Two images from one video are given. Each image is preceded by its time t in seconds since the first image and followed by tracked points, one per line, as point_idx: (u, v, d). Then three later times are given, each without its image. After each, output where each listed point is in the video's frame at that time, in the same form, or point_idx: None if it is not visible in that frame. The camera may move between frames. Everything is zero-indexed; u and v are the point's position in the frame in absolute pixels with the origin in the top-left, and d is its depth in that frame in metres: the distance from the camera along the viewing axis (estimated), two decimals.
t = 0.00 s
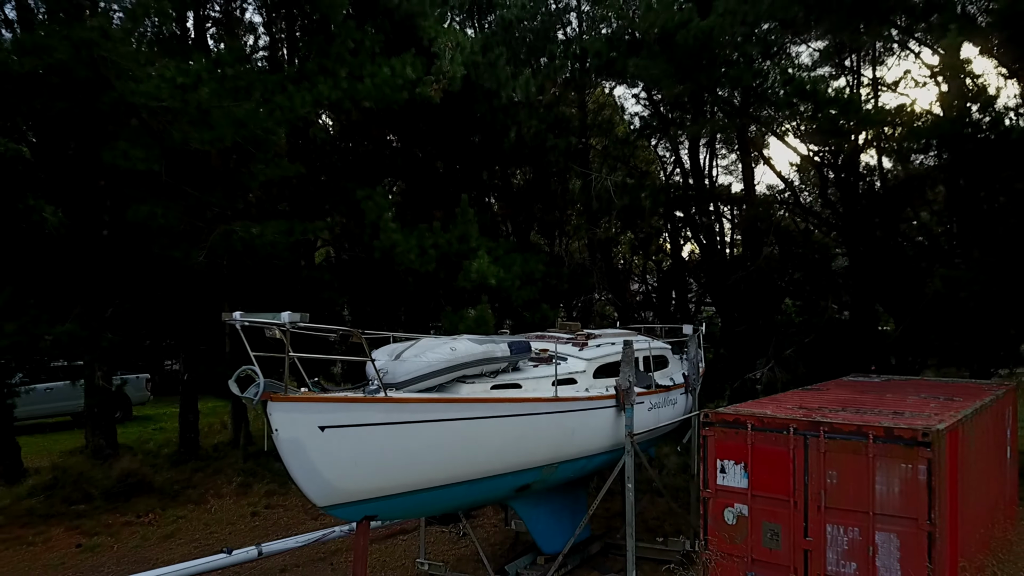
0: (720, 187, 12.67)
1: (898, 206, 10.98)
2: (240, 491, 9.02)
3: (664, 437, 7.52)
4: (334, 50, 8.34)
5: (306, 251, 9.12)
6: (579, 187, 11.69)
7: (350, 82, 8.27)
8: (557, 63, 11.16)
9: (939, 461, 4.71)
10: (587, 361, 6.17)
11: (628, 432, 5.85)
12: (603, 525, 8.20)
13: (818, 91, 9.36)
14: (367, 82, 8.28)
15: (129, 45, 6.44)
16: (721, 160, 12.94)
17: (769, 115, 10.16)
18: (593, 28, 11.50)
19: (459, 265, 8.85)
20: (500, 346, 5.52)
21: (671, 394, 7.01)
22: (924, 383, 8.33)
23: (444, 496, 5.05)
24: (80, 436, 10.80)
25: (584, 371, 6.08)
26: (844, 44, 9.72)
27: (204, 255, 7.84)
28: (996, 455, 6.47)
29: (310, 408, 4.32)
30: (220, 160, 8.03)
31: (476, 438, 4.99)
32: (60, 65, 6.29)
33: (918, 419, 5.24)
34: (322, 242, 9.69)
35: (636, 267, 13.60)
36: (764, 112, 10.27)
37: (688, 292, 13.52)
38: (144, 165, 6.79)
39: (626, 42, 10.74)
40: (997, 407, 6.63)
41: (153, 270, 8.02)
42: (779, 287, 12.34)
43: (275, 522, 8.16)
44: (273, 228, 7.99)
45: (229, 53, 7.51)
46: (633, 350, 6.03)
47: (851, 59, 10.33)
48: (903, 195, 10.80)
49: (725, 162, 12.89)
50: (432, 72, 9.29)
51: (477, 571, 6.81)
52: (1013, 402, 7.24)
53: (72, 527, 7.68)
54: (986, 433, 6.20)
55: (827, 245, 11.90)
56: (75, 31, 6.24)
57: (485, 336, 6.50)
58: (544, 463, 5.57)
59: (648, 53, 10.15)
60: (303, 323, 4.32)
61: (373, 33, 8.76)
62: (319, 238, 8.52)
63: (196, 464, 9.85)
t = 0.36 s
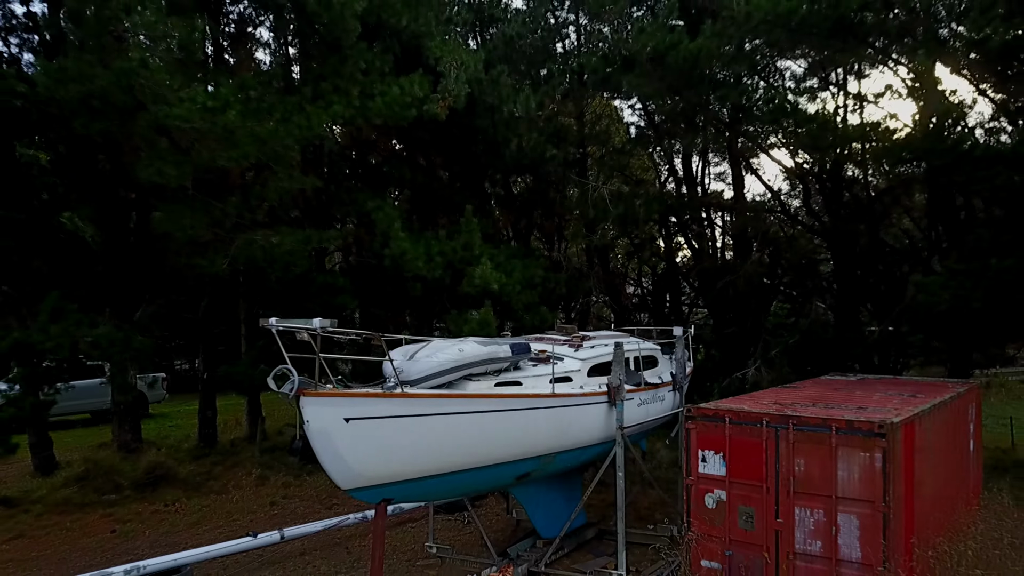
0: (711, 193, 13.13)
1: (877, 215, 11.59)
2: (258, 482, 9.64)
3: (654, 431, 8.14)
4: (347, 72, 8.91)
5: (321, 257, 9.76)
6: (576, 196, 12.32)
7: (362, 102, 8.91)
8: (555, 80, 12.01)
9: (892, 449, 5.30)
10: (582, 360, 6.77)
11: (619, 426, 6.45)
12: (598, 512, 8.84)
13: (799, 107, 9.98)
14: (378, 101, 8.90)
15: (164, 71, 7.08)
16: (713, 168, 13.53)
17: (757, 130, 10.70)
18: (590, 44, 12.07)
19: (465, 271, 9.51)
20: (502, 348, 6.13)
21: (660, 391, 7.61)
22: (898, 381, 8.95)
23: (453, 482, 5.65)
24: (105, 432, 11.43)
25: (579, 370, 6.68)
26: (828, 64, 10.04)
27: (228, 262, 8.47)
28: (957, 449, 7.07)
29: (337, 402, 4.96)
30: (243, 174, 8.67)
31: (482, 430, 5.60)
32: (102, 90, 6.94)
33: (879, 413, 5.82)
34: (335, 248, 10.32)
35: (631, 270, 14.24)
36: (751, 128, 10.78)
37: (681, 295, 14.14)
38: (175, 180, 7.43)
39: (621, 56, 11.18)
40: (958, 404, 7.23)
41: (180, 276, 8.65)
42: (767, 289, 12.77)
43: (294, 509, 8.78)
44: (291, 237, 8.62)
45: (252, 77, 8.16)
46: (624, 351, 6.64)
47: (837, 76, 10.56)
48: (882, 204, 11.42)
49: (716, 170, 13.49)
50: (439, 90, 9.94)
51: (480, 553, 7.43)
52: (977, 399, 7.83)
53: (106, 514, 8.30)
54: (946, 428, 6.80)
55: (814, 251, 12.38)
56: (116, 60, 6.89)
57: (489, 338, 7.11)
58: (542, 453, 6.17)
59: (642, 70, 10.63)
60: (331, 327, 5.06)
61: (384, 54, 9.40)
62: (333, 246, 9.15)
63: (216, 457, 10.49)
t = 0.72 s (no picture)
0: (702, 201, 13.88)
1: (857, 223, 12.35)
2: (278, 473, 10.39)
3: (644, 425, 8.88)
4: (361, 95, 9.63)
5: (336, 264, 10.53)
6: (574, 205, 13.07)
7: (375, 120, 9.53)
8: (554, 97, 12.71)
9: (850, 439, 6.03)
10: (577, 361, 7.50)
11: (610, 420, 7.18)
12: (592, 499, 9.62)
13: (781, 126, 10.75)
14: (389, 120, 9.53)
15: (201, 98, 7.82)
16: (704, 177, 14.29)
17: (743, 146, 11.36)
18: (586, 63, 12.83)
19: (470, 277, 10.28)
20: (505, 349, 6.86)
21: (648, 388, 8.34)
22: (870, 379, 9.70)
23: (462, 469, 6.38)
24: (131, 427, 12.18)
25: (574, 370, 7.41)
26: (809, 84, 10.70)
27: (252, 269, 9.22)
28: (916, 441, 7.82)
29: (363, 397, 5.68)
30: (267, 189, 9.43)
31: (487, 422, 6.33)
32: (144, 115, 7.65)
33: (841, 408, 6.54)
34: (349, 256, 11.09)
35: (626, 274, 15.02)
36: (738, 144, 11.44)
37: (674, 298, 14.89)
38: (208, 196, 8.17)
39: (613, 77, 11.65)
40: (919, 400, 7.98)
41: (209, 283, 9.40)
42: (751, 293, 13.64)
43: (313, 497, 9.52)
44: (311, 247, 9.37)
45: (276, 101, 8.91)
46: (615, 352, 7.37)
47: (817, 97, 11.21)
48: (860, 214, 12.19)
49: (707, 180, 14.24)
50: (445, 109, 10.68)
51: (484, 536, 8.17)
52: (938, 396, 8.59)
53: (141, 501, 9.03)
54: (905, 421, 7.55)
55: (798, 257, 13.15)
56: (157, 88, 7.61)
57: (492, 340, 7.81)
58: (541, 444, 6.90)
59: (634, 92, 11.24)
60: (357, 333, 5.93)
61: (394, 76, 10.12)
62: (348, 255, 9.90)
63: (237, 450, 11.24)
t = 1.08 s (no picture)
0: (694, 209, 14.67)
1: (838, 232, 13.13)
2: (296, 465, 11.19)
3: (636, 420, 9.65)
4: (373, 114, 10.38)
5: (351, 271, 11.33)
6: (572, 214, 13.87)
7: (387, 139, 10.30)
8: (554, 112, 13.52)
9: (815, 431, 6.80)
10: (574, 361, 8.28)
11: (604, 415, 7.95)
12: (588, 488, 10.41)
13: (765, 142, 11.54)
14: (400, 138, 10.29)
15: (233, 122, 8.62)
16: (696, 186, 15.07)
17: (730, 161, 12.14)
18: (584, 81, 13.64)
19: (475, 283, 11.06)
20: (509, 351, 7.63)
21: (639, 386, 9.11)
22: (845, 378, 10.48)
23: (470, 458, 7.16)
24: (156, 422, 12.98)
25: (571, 369, 8.18)
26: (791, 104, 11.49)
27: (275, 277, 10.01)
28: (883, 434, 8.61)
29: (384, 393, 6.47)
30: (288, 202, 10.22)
31: (493, 416, 7.11)
32: (181, 137, 8.46)
33: (810, 404, 7.31)
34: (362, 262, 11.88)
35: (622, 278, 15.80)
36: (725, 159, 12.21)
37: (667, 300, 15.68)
38: (237, 211, 8.95)
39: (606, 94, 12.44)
40: (885, 398, 8.75)
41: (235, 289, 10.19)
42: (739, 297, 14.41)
43: (330, 487, 10.31)
44: (328, 256, 10.15)
45: (297, 122, 9.70)
46: (608, 353, 8.14)
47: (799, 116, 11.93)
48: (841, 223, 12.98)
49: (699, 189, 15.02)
50: (452, 127, 11.48)
51: (489, 521, 8.94)
52: (904, 394, 9.38)
53: (174, 489, 9.83)
54: (871, 416, 8.34)
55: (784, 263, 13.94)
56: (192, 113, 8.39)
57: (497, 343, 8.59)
58: (541, 436, 7.67)
59: (627, 110, 12.03)
60: (379, 337, 6.72)
61: (405, 97, 10.91)
62: (362, 263, 10.69)
63: (257, 444, 12.03)
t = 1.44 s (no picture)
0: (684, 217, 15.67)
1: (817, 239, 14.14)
2: (317, 455, 12.20)
3: (627, 412, 10.65)
4: (388, 134, 11.39)
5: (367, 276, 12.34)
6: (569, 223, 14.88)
7: (401, 156, 11.30)
8: (552, 130, 14.57)
9: (780, 420, 7.79)
10: (569, 359, 9.27)
11: (596, 407, 8.94)
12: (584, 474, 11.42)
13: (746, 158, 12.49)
14: (413, 156, 11.29)
15: (266, 145, 9.64)
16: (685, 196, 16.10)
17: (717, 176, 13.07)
18: (580, 99, 14.68)
19: (480, 287, 12.09)
20: (512, 350, 8.64)
21: (629, 382, 10.11)
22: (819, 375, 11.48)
23: (478, 444, 8.14)
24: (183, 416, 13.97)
25: (567, 366, 9.18)
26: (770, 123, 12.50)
27: (299, 283, 11.02)
28: (848, 425, 9.61)
29: (405, 387, 7.47)
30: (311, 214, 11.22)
31: (499, 407, 8.12)
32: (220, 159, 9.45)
33: (777, 397, 8.30)
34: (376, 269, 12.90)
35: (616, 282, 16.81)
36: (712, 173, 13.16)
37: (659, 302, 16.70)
38: (268, 224, 9.96)
39: (601, 113, 13.46)
40: (849, 392, 9.76)
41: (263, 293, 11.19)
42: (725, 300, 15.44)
43: (349, 474, 11.32)
44: (348, 263, 11.17)
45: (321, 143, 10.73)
46: (600, 352, 9.13)
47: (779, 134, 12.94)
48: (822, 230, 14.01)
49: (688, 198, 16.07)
50: (460, 144, 12.51)
51: (494, 503, 9.95)
52: (869, 389, 10.38)
53: (209, 475, 10.84)
54: (836, 409, 9.34)
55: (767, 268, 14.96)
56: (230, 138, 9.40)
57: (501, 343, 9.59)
58: (541, 426, 8.66)
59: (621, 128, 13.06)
60: (400, 338, 7.72)
61: (416, 118, 11.94)
62: (377, 269, 11.70)
63: (279, 436, 13.04)
